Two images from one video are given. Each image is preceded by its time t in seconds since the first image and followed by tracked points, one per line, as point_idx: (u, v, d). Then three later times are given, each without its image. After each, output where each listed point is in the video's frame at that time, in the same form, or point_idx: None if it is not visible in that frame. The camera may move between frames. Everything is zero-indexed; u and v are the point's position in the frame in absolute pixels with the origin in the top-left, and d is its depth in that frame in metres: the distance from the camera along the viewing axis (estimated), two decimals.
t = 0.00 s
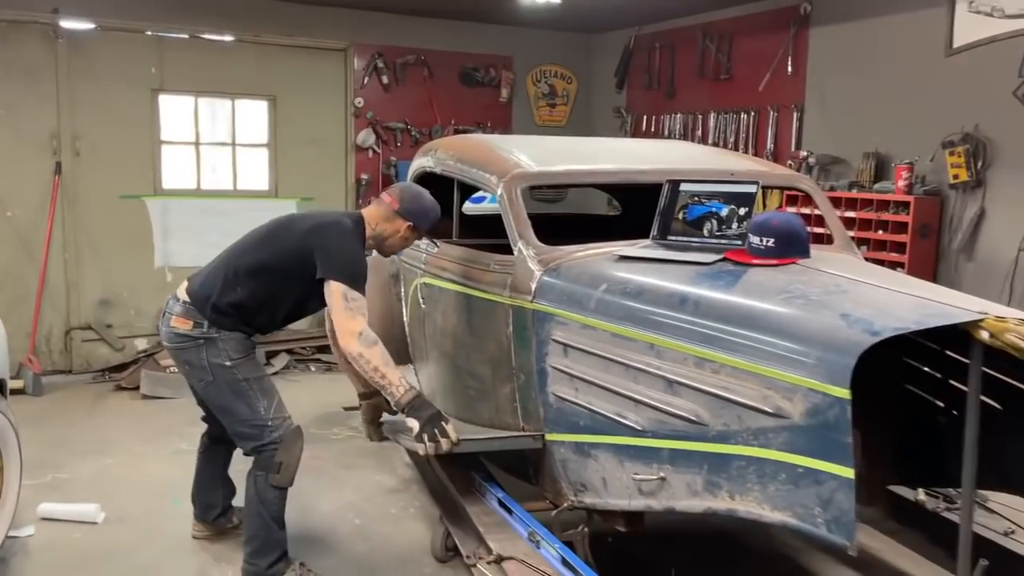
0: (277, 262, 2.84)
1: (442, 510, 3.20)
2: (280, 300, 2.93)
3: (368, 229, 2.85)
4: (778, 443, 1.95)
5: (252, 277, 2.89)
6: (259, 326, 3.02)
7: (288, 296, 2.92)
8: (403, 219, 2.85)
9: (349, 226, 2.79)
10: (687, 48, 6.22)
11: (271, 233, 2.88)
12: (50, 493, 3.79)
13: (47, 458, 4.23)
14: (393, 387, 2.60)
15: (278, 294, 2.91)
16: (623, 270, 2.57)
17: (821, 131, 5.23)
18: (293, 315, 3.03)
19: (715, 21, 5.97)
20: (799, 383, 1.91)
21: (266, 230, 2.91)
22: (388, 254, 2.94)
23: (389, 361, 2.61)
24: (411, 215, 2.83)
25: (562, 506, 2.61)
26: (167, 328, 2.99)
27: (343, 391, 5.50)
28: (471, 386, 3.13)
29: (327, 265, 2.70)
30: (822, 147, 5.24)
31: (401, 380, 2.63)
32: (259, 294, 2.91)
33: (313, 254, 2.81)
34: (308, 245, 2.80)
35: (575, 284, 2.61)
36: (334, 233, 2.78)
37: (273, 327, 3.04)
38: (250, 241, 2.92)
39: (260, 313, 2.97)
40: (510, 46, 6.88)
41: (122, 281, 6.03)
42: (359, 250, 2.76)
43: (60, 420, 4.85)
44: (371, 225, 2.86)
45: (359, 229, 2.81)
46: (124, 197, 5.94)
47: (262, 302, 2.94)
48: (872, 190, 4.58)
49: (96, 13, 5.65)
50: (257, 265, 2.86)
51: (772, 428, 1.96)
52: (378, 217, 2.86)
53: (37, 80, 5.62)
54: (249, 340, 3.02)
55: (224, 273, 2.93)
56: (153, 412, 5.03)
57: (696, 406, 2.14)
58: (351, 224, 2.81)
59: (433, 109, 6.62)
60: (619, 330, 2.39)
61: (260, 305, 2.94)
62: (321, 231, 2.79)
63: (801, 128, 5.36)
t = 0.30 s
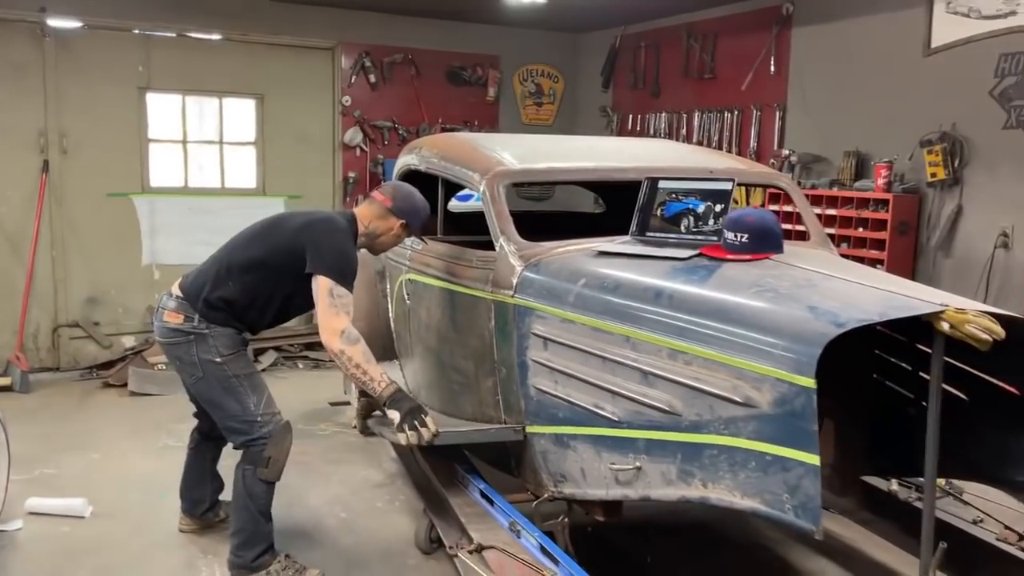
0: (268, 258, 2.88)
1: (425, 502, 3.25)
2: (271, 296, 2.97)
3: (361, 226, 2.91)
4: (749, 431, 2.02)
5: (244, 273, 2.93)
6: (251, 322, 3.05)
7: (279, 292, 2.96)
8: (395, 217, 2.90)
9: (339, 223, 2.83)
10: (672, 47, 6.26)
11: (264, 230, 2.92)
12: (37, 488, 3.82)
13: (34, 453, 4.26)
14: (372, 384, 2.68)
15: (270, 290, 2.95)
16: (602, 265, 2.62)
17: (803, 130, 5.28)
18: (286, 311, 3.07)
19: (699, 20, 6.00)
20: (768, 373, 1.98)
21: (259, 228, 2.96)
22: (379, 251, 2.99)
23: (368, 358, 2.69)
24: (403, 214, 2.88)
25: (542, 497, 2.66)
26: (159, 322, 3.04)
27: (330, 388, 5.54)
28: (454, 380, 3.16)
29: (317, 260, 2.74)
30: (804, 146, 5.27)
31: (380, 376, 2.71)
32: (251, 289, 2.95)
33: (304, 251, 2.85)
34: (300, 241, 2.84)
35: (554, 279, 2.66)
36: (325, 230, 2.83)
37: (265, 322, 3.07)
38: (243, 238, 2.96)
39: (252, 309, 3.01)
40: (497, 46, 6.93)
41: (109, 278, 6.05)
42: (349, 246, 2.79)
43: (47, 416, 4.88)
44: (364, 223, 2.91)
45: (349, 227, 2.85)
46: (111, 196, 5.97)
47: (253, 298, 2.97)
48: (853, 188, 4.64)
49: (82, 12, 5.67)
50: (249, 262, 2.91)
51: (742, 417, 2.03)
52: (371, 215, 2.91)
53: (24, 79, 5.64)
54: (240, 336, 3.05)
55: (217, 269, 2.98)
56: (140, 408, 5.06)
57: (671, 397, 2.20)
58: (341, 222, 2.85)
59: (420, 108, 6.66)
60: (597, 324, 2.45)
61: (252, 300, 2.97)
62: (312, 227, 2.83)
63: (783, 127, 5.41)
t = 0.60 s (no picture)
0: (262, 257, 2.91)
1: (418, 499, 3.27)
2: (264, 295, 3.00)
3: (351, 227, 2.93)
4: (735, 426, 2.06)
5: (238, 273, 2.96)
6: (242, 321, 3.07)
7: (271, 291, 2.99)
8: (386, 216, 2.93)
9: (332, 221, 2.86)
10: (664, 47, 6.29)
11: (257, 231, 2.95)
12: (33, 487, 3.84)
13: (29, 452, 4.27)
14: (364, 382, 2.70)
15: (263, 289, 2.98)
16: (592, 264, 2.66)
17: (794, 130, 5.32)
18: (279, 310, 3.10)
19: (691, 21, 6.03)
20: (753, 369, 2.03)
21: (252, 228, 2.99)
22: (368, 252, 3.02)
23: (363, 357, 2.71)
24: (394, 213, 2.92)
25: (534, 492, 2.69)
26: (149, 319, 3.06)
27: (325, 386, 5.56)
28: (446, 377, 3.19)
29: (310, 258, 2.77)
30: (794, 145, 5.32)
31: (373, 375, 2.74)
32: (244, 289, 2.98)
33: (297, 250, 2.88)
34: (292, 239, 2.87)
35: (545, 277, 2.70)
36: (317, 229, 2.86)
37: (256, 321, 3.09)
38: (236, 238, 2.99)
39: (244, 308, 3.03)
40: (490, 46, 6.95)
41: (104, 278, 6.06)
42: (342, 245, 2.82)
43: (43, 416, 4.90)
44: (355, 223, 2.93)
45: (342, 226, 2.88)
46: (106, 196, 5.98)
47: (245, 298, 3.00)
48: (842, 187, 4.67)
49: (76, 12, 5.68)
50: (243, 261, 2.94)
51: (728, 412, 2.08)
52: (362, 215, 2.94)
53: (18, 80, 5.65)
54: (230, 334, 3.07)
55: (210, 269, 3.00)
56: (135, 408, 5.07)
57: (659, 393, 2.24)
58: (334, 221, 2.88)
59: (414, 108, 6.69)
60: (587, 321, 2.49)
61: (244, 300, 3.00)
62: (304, 227, 2.86)
63: (774, 126, 5.44)
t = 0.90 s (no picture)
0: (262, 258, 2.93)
1: (419, 499, 3.29)
2: (264, 296, 3.02)
3: (351, 227, 2.95)
4: (732, 425, 2.08)
5: (238, 274, 2.98)
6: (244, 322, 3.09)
7: (271, 292, 3.01)
8: (385, 217, 2.96)
9: (332, 222, 2.88)
10: (663, 49, 6.31)
11: (258, 232, 2.97)
12: (36, 487, 3.86)
13: (31, 453, 4.29)
14: (364, 384, 2.72)
15: (263, 290, 3.00)
16: (591, 264, 2.68)
17: (792, 131, 5.33)
18: (279, 310, 3.12)
19: (690, 23, 6.04)
20: (750, 368, 2.05)
21: (253, 229, 3.01)
22: (367, 252, 3.05)
23: (362, 360, 2.73)
24: (393, 213, 2.95)
25: (533, 491, 2.71)
26: (153, 322, 3.08)
27: (325, 387, 5.58)
28: (446, 377, 3.21)
29: (309, 258, 2.78)
30: (792, 146, 5.34)
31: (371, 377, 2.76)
32: (244, 290, 3.00)
33: (298, 251, 2.89)
34: (292, 240, 2.89)
35: (544, 277, 2.72)
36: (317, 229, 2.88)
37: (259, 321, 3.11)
38: (237, 239, 3.01)
39: (245, 310, 3.05)
40: (489, 48, 6.98)
41: (105, 280, 6.09)
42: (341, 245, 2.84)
43: (45, 417, 4.92)
44: (354, 223, 2.96)
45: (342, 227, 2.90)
46: (107, 198, 6.00)
47: (247, 298, 3.02)
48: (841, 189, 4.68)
49: (78, 15, 5.70)
50: (243, 262, 2.96)
51: (725, 411, 2.10)
52: (361, 215, 2.96)
53: (21, 83, 5.68)
54: (233, 336, 3.08)
55: (211, 270, 3.03)
56: (136, 409, 5.09)
57: (657, 392, 2.26)
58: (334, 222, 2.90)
59: (413, 109, 6.71)
60: (585, 321, 2.51)
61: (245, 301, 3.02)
62: (304, 228, 2.88)
63: (773, 128, 5.46)
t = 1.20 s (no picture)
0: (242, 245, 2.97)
1: (423, 501, 3.29)
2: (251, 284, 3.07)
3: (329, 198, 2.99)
4: (736, 427, 2.09)
5: (224, 267, 3.02)
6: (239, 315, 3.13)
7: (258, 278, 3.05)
8: (358, 181, 3.01)
9: (301, 197, 2.92)
10: (667, 52, 6.31)
11: (235, 224, 3.01)
12: (41, 489, 3.87)
13: (37, 456, 4.30)
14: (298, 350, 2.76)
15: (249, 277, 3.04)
16: (595, 266, 2.69)
17: (796, 133, 5.33)
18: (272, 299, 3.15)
19: (694, 25, 6.04)
20: (754, 370, 2.06)
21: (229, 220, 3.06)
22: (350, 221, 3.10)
23: (304, 328, 2.77)
24: (364, 174, 3.00)
25: (537, 493, 2.71)
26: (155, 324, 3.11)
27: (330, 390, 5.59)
28: (450, 380, 3.21)
29: (279, 234, 2.83)
30: (796, 149, 5.34)
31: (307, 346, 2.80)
32: (233, 284, 3.05)
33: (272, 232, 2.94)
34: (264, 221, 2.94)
35: (548, 280, 2.72)
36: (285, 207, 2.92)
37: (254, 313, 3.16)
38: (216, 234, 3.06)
39: (237, 301, 3.09)
40: (493, 52, 6.99)
41: (111, 283, 6.11)
42: (311, 218, 2.89)
43: (50, 419, 4.93)
44: (328, 194, 3.00)
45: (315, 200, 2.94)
46: (113, 201, 6.03)
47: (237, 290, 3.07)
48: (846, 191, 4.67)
49: (84, 19, 5.73)
50: (225, 256, 3.00)
51: (729, 413, 2.11)
52: (332, 185, 3.01)
53: (27, 87, 5.70)
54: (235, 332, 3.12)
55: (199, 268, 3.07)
56: (141, 411, 5.11)
57: (661, 395, 2.27)
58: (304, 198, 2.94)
59: (418, 112, 6.73)
60: (588, 323, 2.52)
61: (235, 291, 3.06)
62: (276, 207, 2.92)
63: (777, 130, 5.46)
